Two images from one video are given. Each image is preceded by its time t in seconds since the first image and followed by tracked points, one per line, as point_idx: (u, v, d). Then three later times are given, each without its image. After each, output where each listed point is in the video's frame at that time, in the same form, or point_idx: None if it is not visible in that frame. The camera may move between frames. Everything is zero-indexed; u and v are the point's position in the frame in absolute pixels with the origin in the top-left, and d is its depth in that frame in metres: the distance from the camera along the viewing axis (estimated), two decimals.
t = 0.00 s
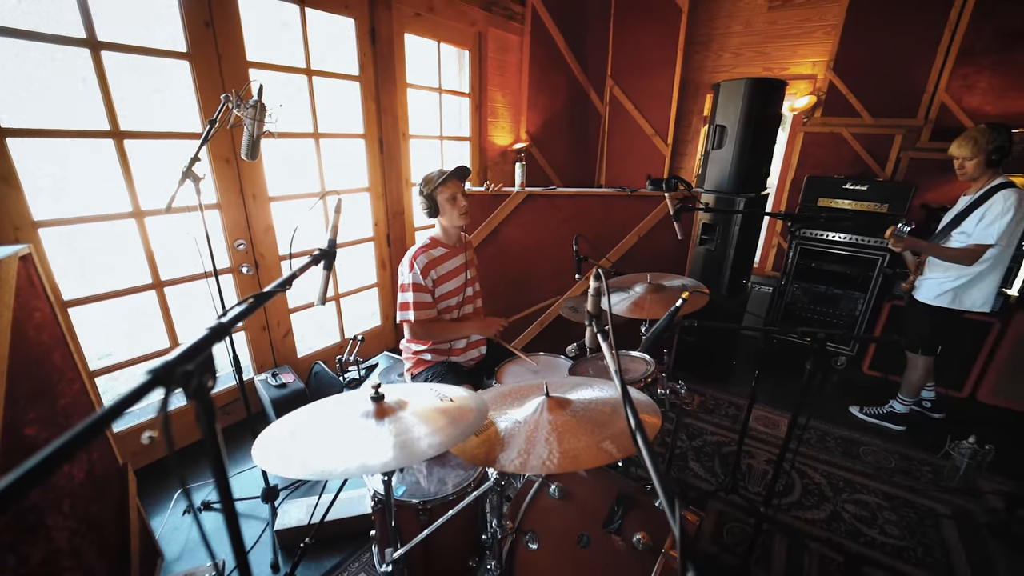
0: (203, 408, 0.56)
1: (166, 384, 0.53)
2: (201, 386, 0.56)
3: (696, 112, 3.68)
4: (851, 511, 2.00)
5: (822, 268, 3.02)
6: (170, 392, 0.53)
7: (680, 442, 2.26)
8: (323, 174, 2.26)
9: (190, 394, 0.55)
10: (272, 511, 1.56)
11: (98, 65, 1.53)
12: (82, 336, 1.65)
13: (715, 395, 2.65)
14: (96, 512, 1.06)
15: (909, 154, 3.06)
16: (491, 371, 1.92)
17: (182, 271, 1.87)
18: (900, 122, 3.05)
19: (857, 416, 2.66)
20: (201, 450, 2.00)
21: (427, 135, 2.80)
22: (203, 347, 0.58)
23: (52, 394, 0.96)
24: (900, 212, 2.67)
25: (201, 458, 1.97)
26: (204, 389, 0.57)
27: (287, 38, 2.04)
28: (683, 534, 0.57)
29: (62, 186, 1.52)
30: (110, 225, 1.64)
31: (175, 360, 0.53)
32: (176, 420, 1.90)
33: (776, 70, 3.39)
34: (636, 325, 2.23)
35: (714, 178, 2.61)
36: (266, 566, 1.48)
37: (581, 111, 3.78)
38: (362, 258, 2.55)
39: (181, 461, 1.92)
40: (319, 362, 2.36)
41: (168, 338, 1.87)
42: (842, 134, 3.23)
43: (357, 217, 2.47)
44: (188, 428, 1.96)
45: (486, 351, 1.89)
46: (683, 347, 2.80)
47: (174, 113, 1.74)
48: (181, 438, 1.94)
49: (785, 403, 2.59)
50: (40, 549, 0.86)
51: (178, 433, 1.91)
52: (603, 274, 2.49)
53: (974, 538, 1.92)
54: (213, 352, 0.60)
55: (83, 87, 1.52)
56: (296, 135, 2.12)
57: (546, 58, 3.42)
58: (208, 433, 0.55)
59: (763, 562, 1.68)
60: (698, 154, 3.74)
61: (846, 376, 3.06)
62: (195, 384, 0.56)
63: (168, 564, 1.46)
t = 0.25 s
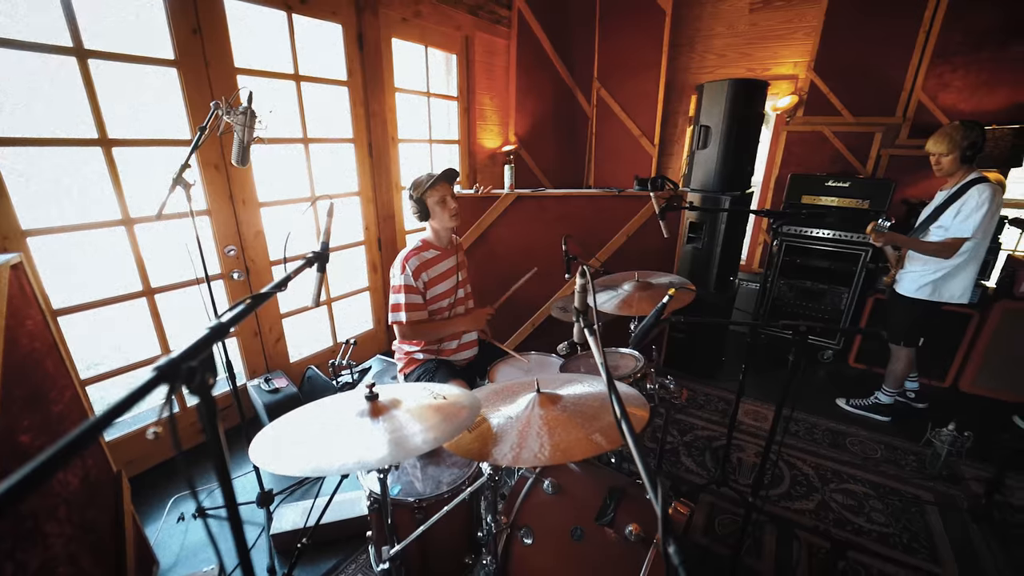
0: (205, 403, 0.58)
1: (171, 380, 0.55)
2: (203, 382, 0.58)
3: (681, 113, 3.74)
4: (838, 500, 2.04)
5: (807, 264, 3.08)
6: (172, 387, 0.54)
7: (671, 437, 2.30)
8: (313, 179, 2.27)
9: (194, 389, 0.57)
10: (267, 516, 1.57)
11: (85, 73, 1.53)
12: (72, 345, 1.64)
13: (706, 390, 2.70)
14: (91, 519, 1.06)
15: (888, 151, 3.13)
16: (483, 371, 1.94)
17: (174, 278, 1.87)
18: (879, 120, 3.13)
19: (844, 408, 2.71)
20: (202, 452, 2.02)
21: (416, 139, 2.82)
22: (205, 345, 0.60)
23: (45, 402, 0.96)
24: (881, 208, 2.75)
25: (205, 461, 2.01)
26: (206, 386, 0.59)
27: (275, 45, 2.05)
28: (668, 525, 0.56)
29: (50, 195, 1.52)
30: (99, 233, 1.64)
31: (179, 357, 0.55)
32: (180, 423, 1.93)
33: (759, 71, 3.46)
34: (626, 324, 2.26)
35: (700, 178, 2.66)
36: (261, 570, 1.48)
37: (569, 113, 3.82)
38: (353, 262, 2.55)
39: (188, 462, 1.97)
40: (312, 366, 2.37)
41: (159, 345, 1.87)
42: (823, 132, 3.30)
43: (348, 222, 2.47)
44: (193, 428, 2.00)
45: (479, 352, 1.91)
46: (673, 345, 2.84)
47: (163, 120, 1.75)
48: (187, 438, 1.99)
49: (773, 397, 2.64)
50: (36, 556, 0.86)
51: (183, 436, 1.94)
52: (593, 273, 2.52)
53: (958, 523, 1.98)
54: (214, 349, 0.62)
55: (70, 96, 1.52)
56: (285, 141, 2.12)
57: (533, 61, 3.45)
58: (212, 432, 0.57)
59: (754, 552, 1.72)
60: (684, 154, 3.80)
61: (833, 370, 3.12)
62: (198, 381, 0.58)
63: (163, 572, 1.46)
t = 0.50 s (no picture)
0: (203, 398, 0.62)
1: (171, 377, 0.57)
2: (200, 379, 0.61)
3: (663, 114, 3.81)
4: (822, 488, 2.10)
5: (787, 259, 3.16)
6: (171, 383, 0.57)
7: (659, 431, 2.35)
8: (299, 184, 2.27)
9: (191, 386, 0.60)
10: (259, 522, 1.57)
11: (66, 82, 1.53)
12: (58, 355, 1.63)
13: (692, 385, 2.75)
14: (82, 529, 1.06)
15: (863, 148, 3.22)
16: (472, 371, 1.96)
17: (162, 286, 1.87)
18: (854, 118, 3.22)
19: (826, 399, 2.78)
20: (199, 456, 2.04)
21: (402, 143, 2.83)
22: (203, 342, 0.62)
23: (33, 412, 0.96)
24: (858, 203, 2.82)
25: (206, 464, 2.04)
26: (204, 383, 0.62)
27: (258, 51, 2.05)
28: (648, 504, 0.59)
29: (31, 206, 1.51)
30: (82, 242, 1.63)
31: (179, 355, 0.58)
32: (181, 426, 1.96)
33: (737, 72, 3.54)
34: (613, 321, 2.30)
35: (681, 177, 2.72)
36: None
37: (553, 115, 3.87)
38: (341, 267, 2.56)
39: (190, 464, 2.01)
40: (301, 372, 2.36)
41: (145, 353, 1.86)
42: (800, 131, 3.39)
43: (335, 226, 2.48)
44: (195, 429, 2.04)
45: (468, 352, 1.94)
46: (660, 342, 2.89)
47: (145, 128, 1.74)
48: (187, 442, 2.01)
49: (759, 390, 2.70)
50: (28, 566, 0.87)
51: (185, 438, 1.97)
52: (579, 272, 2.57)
53: (935, 505, 2.05)
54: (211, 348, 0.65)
55: (52, 105, 1.52)
56: (270, 147, 2.12)
57: (517, 64, 3.49)
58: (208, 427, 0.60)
59: (741, 540, 1.77)
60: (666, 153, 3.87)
61: (816, 362, 3.20)
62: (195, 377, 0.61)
63: None
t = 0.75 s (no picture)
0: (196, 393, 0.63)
1: (168, 376, 0.59)
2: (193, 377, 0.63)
3: (646, 115, 3.87)
4: (806, 477, 2.16)
5: (770, 255, 3.24)
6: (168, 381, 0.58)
7: (648, 427, 2.39)
8: (285, 189, 2.27)
9: (186, 382, 0.62)
10: (251, 528, 1.57)
11: (47, 91, 1.52)
12: (42, 366, 1.62)
13: (679, 381, 2.80)
14: (71, 539, 1.05)
15: (840, 145, 3.30)
16: (463, 372, 1.98)
17: (149, 293, 1.86)
18: (831, 117, 3.30)
19: (810, 391, 2.85)
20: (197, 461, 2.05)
21: (388, 147, 2.84)
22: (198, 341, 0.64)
23: (20, 422, 0.95)
24: (836, 200, 2.89)
25: (206, 466, 2.07)
26: (197, 381, 0.64)
27: (242, 57, 2.05)
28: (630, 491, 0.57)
29: (13, 215, 1.49)
30: (66, 251, 1.62)
31: (175, 353, 0.60)
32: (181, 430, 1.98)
33: (717, 73, 3.61)
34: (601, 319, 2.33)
35: (665, 177, 2.77)
36: None
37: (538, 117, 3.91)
38: (329, 272, 2.56)
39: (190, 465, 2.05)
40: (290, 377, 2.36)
41: (132, 361, 1.85)
42: (779, 130, 3.47)
43: (322, 231, 2.48)
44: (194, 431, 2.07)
45: (457, 353, 1.96)
46: (648, 339, 2.94)
47: (129, 135, 1.73)
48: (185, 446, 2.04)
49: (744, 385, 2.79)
50: None
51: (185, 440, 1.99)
52: (565, 272, 2.61)
53: (915, 491, 2.12)
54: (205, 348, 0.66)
55: (33, 114, 1.51)
56: (255, 152, 2.12)
57: (501, 68, 3.52)
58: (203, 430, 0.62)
59: (729, 530, 1.82)
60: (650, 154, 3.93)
61: (799, 356, 3.27)
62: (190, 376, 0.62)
63: None
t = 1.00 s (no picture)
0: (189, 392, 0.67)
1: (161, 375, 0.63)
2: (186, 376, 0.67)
3: (626, 117, 3.94)
4: (789, 467, 2.22)
5: (750, 252, 3.32)
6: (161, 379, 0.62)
7: (635, 423, 2.44)
8: (268, 196, 2.27)
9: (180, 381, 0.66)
10: (241, 536, 1.56)
11: (24, 102, 1.51)
12: (24, 379, 1.60)
13: (665, 377, 2.86)
14: (58, 551, 1.05)
15: (814, 144, 3.40)
16: (451, 373, 2.00)
17: (133, 303, 1.85)
18: (804, 116, 3.40)
19: (791, 382, 2.93)
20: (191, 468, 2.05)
21: (372, 153, 2.85)
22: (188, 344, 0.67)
23: (5, 435, 0.95)
24: (811, 197, 2.98)
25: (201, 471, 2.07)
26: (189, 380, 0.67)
27: (222, 65, 2.05)
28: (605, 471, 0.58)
29: None
30: (47, 262, 1.60)
31: (167, 354, 0.63)
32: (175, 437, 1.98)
33: (694, 75, 3.69)
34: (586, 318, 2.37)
35: (646, 177, 2.82)
36: None
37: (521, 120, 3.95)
38: (315, 278, 2.55)
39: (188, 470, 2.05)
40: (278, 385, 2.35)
41: (116, 372, 1.83)
42: (755, 130, 3.56)
43: (307, 237, 2.47)
44: (190, 436, 2.09)
45: (445, 355, 1.98)
46: (633, 337, 2.99)
47: (108, 145, 1.72)
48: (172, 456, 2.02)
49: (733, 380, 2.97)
50: None
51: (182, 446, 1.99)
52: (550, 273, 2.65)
53: (892, 476, 2.20)
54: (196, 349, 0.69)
55: (9, 125, 1.49)
56: (237, 159, 2.11)
57: (483, 72, 3.56)
58: (197, 427, 0.65)
59: (715, 521, 1.88)
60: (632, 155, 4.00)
61: (781, 349, 3.35)
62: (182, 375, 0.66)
63: None
